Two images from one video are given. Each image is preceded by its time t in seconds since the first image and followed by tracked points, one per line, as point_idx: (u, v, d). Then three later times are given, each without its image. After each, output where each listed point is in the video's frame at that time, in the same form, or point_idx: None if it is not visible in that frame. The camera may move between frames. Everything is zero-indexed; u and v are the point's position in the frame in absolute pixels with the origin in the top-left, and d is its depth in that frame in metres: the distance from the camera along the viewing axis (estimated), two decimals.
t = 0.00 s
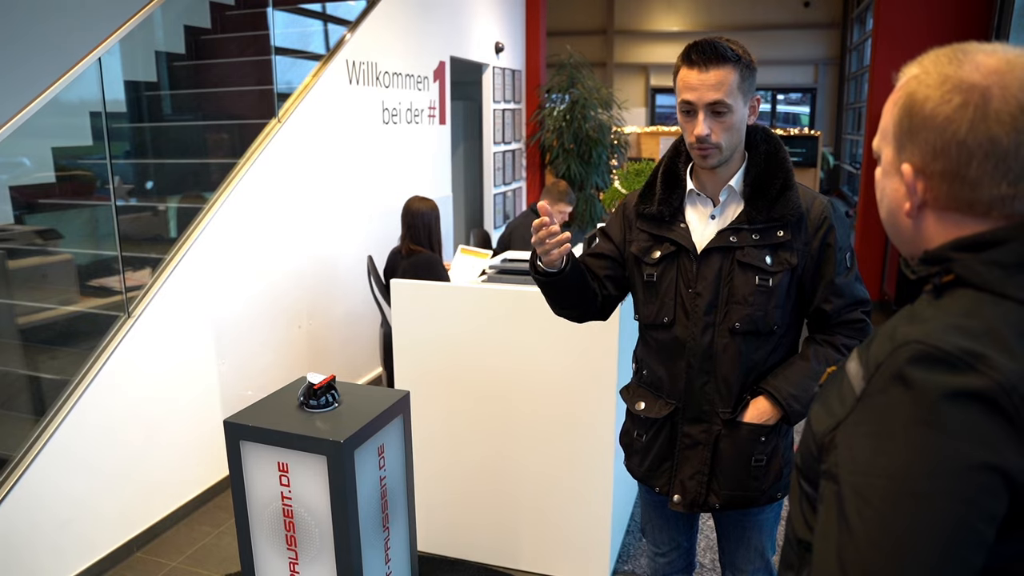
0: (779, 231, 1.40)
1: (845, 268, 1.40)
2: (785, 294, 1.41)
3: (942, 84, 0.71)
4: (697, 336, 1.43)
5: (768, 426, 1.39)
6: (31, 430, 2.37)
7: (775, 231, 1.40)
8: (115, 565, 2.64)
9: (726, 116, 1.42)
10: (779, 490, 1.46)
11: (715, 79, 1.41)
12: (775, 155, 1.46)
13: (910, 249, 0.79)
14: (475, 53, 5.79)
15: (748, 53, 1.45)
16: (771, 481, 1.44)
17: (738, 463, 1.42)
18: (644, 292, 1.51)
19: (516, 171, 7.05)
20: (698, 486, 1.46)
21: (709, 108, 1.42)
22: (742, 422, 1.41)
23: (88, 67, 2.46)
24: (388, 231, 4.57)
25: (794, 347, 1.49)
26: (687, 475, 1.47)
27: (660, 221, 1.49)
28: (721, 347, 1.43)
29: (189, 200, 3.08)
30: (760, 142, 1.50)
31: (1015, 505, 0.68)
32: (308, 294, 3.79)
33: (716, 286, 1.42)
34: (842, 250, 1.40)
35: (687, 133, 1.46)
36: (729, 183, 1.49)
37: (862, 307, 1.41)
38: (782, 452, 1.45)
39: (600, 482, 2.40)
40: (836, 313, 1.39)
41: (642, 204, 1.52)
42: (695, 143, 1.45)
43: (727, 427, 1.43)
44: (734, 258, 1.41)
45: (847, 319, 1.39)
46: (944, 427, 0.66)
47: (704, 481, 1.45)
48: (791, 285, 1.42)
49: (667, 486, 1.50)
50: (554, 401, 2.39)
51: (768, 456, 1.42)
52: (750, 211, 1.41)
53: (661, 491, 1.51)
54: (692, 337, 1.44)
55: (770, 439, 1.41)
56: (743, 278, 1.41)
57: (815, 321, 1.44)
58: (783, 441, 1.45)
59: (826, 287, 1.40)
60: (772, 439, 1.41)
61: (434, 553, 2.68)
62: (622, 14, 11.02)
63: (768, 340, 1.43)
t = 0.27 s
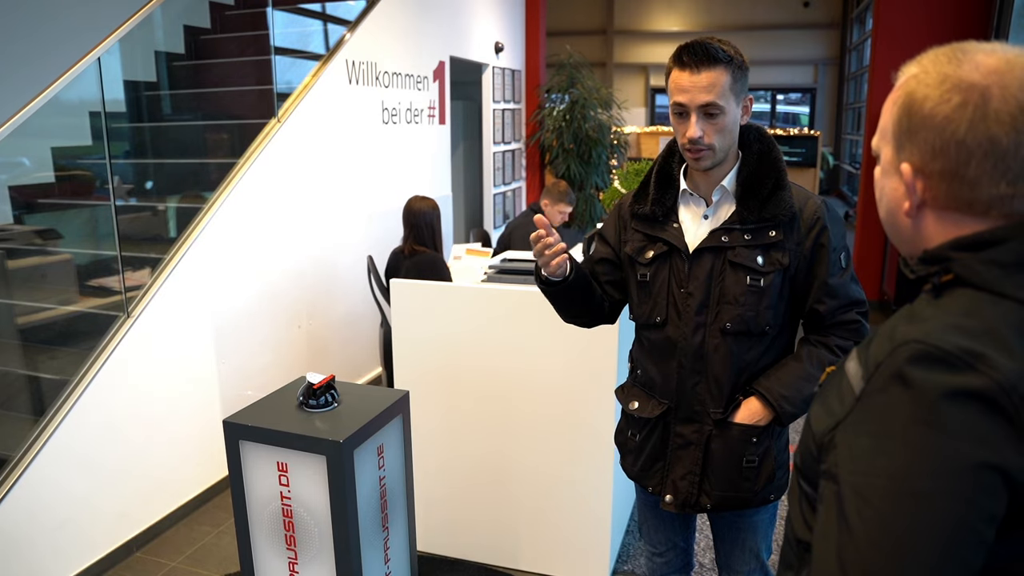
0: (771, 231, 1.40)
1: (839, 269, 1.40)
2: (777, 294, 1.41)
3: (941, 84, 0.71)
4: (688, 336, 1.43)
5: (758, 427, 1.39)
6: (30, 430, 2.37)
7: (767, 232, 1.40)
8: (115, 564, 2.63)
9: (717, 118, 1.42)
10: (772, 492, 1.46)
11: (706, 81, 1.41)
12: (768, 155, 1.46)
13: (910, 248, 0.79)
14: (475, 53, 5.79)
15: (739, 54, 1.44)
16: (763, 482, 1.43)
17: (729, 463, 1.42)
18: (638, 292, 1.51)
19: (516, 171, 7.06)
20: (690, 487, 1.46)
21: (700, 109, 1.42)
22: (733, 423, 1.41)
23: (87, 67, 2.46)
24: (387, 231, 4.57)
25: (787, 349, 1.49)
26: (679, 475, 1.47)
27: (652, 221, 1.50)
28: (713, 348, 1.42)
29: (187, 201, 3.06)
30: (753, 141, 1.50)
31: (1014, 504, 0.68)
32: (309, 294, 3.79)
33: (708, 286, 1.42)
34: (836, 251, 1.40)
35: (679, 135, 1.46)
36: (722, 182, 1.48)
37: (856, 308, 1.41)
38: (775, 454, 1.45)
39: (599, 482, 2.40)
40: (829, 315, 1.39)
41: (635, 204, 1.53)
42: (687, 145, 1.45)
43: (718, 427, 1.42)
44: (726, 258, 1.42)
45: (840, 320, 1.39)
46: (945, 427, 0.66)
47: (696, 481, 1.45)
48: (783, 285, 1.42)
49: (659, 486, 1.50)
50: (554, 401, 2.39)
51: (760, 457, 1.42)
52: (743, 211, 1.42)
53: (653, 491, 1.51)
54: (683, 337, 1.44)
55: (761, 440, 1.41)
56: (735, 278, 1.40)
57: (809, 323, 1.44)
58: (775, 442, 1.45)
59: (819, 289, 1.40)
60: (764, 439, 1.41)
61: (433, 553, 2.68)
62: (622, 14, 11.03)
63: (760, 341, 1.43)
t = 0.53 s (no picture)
0: (762, 232, 1.40)
1: (831, 270, 1.39)
2: (768, 295, 1.41)
3: (941, 84, 0.71)
4: (679, 337, 1.44)
5: (749, 429, 1.39)
6: (30, 430, 2.37)
7: (757, 232, 1.40)
8: (115, 565, 2.63)
9: (710, 119, 1.42)
10: (764, 493, 1.45)
11: (699, 83, 1.41)
12: (760, 155, 1.46)
13: (910, 248, 0.79)
14: (474, 53, 5.79)
15: (730, 54, 1.44)
16: (754, 484, 1.43)
17: (720, 464, 1.42)
18: (631, 292, 1.52)
19: (515, 171, 7.06)
20: (681, 487, 1.46)
21: (694, 111, 1.42)
22: (723, 424, 1.41)
23: (87, 68, 2.46)
24: (387, 231, 4.57)
25: (781, 349, 1.49)
26: (670, 476, 1.48)
27: (645, 221, 1.50)
28: (704, 348, 1.42)
29: (186, 200, 3.12)
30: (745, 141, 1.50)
31: (1014, 504, 0.68)
32: (308, 294, 3.79)
33: (699, 287, 1.42)
34: (828, 252, 1.39)
35: (673, 137, 1.46)
36: (713, 183, 1.48)
37: (850, 309, 1.41)
38: (767, 455, 1.44)
39: (599, 482, 2.41)
40: (821, 316, 1.39)
41: (628, 205, 1.54)
42: (680, 146, 1.45)
43: (708, 428, 1.43)
44: (716, 260, 1.41)
45: (832, 321, 1.39)
46: (946, 425, 0.66)
47: (687, 483, 1.46)
48: (774, 286, 1.42)
49: (651, 486, 1.50)
50: (553, 401, 2.40)
51: (751, 459, 1.42)
52: (732, 213, 1.42)
53: (645, 491, 1.51)
54: (674, 338, 1.45)
55: (752, 441, 1.41)
56: (725, 279, 1.40)
57: (802, 325, 1.44)
58: (768, 444, 1.44)
59: (811, 289, 1.39)
60: (754, 441, 1.41)
61: (433, 553, 2.68)
62: (622, 14, 11.02)
63: (752, 342, 1.42)
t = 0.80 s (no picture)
0: (756, 233, 1.40)
1: (827, 271, 1.40)
2: (763, 296, 1.41)
3: (941, 84, 0.71)
4: (674, 339, 1.43)
5: (745, 430, 1.39)
6: (30, 430, 2.37)
7: (752, 233, 1.40)
8: (114, 565, 2.63)
9: (706, 119, 1.42)
10: (759, 495, 1.45)
11: (695, 82, 1.41)
12: (754, 156, 1.45)
13: (910, 248, 0.79)
14: (474, 53, 5.80)
15: (725, 53, 1.45)
16: (749, 485, 1.43)
17: (715, 466, 1.42)
18: (626, 294, 1.52)
19: (515, 171, 7.06)
20: (677, 489, 1.46)
21: (689, 111, 1.42)
22: (718, 425, 1.41)
23: (87, 68, 2.46)
24: (388, 232, 4.57)
25: (777, 350, 1.49)
26: (666, 478, 1.47)
27: (638, 223, 1.50)
28: (699, 350, 1.42)
29: (185, 200, 3.12)
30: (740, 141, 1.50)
31: (1015, 503, 0.68)
32: (308, 294, 3.79)
33: (693, 289, 1.42)
34: (824, 253, 1.39)
35: (668, 137, 1.46)
36: (707, 185, 1.48)
37: (847, 308, 1.40)
38: (763, 456, 1.44)
39: (598, 482, 2.41)
40: (817, 316, 1.39)
41: (623, 206, 1.53)
42: (676, 146, 1.45)
43: (704, 430, 1.42)
44: (711, 261, 1.41)
45: (828, 321, 1.39)
46: (947, 425, 0.66)
47: (683, 484, 1.45)
48: (769, 287, 1.42)
49: (647, 487, 1.50)
50: (553, 401, 2.40)
51: (747, 459, 1.42)
52: (727, 214, 1.42)
53: (641, 493, 1.51)
54: (669, 340, 1.44)
55: (749, 442, 1.41)
56: (720, 280, 1.41)
57: (798, 325, 1.44)
58: (763, 445, 1.44)
59: (807, 290, 1.40)
60: (751, 442, 1.41)
61: (434, 553, 2.68)
62: (621, 14, 11.01)
63: (747, 343, 1.42)
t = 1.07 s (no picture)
0: (755, 233, 1.39)
1: (829, 267, 1.39)
2: (762, 296, 1.41)
3: (943, 83, 0.71)
4: (674, 340, 1.43)
5: (749, 427, 1.39)
6: (29, 431, 2.37)
7: (751, 233, 1.40)
8: (114, 565, 2.63)
9: (708, 117, 1.42)
10: (765, 493, 1.46)
11: (698, 81, 1.41)
12: (753, 155, 1.45)
13: (912, 248, 0.79)
14: (474, 53, 5.80)
15: (726, 51, 1.45)
16: (756, 483, 1.43)
17: (720, 465, 1.42)
18: (625, 295, 1.52)
19: (515, 171, 7.06)
20: (682, 490, 1.46)
21: (692, 109, 1.42)
22: (722, 424, 1.41)
23: (86, 68, 2.46)
24: (387, 232, 4.57)
25: (779, 347, 1.49)
26: (671, 479, 1.47)
27: (636, 222, 1.50)
28: (699, 351, 1.42)
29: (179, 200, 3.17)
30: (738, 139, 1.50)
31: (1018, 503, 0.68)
32: (308, 294, 3.79)
33: (693, 291, 1.42)
34: (824, 251, 1.39)
35: (670, 135, 1.46)
36: (705, 184, 1.48)
37: (848, 303, 1.40)
38: (767, 454, 1.45)
39: (599, 482, 2.40)
40: (820, 313, 1.39)
41: (620, 205, 1.53)
42: (677, 145, 1.45)
43: (707, 430, 1.42)
44: (711, 262, 1.41)
45: (833, 316, 1.38)
46: (950, 424, 0.66)
47: (689, 485, 1.46)
48: (770, 285, 1.42)
49: (650, 489, 1.50)
50: (553, 401, 2.39)
51: (752, 458, 1.42)
52: (726, 214, 1.41)
53: (644, 494, 1.51)
54: (669, 341, 1.44)
55: (753, 440, 1.41)
56: (720, 281, 1.40)
57: (801, 321, 1.43)
58: (767, 442, 1.45)
59: (810, 288, 1.39)
60: (754, 440, 1.41)
61: (434, 553, 2.68)
62: (621, 14, 11.01)
63: (747, 342, 1.42)
